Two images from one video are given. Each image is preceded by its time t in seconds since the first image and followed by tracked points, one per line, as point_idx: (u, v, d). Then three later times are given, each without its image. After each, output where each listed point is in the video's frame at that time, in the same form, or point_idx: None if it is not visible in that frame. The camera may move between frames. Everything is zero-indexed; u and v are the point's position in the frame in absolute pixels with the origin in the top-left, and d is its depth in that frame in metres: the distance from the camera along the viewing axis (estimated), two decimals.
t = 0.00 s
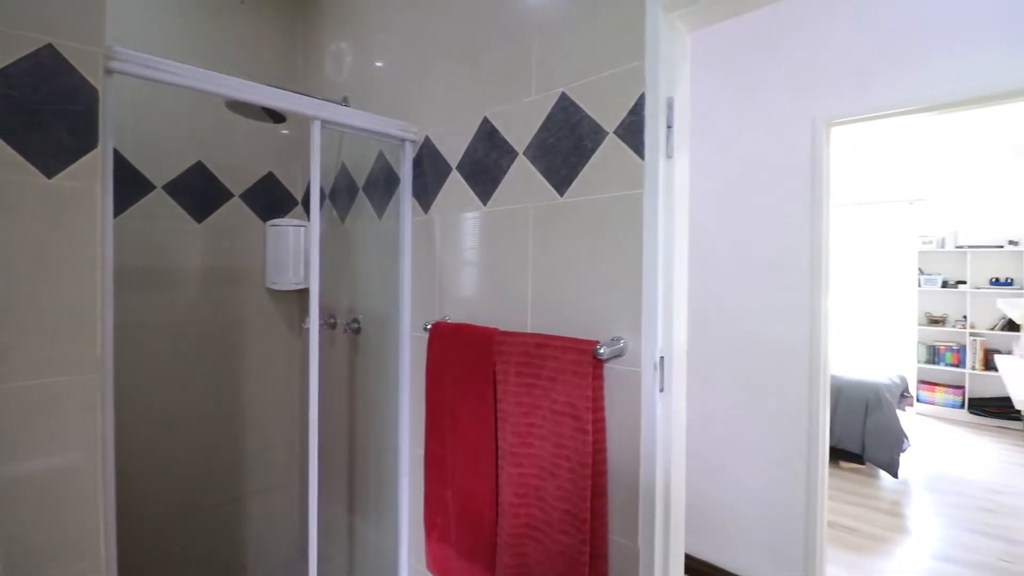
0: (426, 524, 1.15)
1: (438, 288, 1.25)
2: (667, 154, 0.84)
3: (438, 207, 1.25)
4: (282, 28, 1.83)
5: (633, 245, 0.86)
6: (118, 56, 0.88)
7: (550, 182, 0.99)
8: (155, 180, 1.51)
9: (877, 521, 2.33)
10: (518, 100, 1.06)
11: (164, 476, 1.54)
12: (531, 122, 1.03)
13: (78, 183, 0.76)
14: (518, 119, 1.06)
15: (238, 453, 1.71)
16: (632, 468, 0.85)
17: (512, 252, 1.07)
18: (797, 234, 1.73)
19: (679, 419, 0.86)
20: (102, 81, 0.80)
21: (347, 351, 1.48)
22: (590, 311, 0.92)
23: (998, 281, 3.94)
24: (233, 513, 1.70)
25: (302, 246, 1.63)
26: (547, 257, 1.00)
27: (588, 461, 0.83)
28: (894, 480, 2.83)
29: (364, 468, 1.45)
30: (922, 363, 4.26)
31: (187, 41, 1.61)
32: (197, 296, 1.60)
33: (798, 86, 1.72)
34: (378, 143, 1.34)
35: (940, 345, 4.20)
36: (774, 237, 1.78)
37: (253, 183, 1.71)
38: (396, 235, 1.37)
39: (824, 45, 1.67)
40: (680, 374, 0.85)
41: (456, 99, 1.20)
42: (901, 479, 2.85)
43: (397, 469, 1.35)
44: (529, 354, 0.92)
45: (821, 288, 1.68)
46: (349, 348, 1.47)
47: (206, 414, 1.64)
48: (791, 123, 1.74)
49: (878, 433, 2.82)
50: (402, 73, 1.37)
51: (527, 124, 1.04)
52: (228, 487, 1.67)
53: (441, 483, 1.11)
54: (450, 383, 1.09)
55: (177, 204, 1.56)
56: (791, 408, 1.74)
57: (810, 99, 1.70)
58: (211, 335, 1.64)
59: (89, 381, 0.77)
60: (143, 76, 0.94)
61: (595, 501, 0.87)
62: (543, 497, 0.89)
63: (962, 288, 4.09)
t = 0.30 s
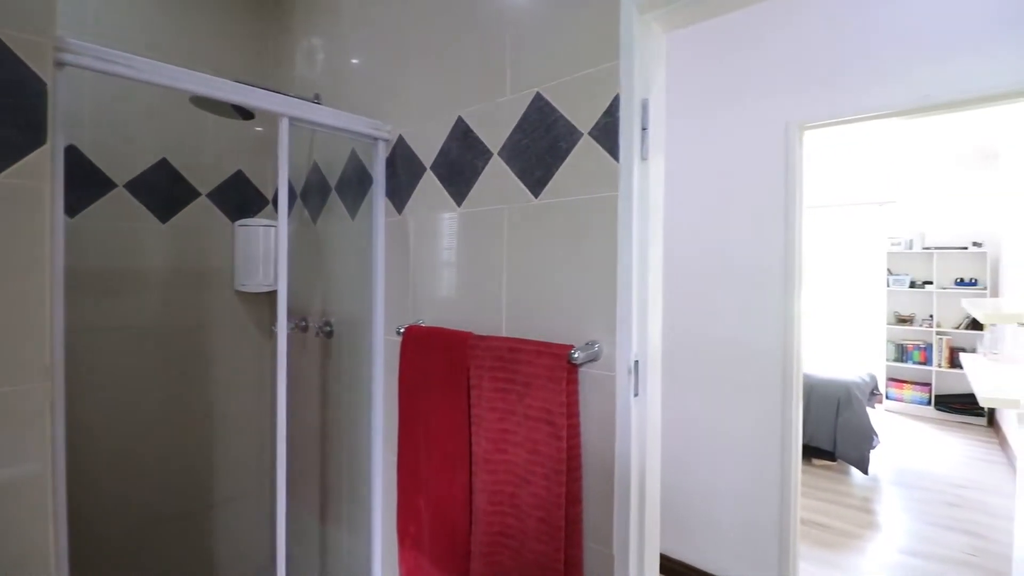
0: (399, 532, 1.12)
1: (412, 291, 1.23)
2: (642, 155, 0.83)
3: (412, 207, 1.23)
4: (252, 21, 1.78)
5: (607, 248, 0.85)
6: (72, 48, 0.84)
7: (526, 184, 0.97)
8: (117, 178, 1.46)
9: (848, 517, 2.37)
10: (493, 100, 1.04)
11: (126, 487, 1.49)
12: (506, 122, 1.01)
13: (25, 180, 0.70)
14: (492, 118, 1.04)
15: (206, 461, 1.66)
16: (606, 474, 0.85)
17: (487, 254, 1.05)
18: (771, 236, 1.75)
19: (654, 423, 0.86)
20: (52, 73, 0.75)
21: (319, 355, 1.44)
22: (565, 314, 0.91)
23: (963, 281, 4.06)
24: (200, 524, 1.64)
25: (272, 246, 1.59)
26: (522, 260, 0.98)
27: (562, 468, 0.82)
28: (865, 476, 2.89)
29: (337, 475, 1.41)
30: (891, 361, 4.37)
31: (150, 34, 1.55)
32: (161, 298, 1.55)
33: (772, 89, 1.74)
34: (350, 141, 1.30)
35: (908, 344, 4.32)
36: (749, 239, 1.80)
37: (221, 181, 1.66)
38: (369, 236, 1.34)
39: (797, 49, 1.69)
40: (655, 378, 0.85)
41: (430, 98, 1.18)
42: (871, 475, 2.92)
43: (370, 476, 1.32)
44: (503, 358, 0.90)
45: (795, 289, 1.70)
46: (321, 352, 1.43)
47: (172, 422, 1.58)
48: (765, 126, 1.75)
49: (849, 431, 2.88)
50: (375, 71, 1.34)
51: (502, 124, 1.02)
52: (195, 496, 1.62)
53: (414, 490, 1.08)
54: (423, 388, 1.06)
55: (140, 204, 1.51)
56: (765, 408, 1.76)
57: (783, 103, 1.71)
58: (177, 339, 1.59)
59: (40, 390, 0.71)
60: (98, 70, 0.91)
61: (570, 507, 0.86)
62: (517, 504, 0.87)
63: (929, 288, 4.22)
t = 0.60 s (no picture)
0: (370, 544, 1.09)
1: (383, 294, 1.19)
2: (616, 158, 0.81)
3: (383, 208, 1.19)
4: (218, 14, 1.71)
5: (580, 251, 0.83)
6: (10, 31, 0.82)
7: (498, 185, 0.95)
8: (70, 175, 1.39)
9: (819, 514, 2.42)
10: (464, 98, 1.01)
11: (79, 500, 1.42)
12: (478, 122, 0.98)
13: None
14: (464, 118, 1.01)
15: (168, 470, 1.59)
16: (580, 484, 0.83)
17: (459, 257, 1.03)
18: (745, 238, 1.76)
19: (628, 429, 0.84)
20: None
21: (287, 360, 1.40)
22: (538, 319, 0.89)
23: (927, 282, 4.19)
24: (161, 537, 1.57)
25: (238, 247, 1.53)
26: (495, 264, 0.96)
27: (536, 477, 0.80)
28: (834, 473, 2.95)
29: (307, 483, 1.37)
30: (859, 359, 4.48)
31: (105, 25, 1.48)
32: (118, 302, 1.48)
33: (746, 92, 1.75)
34: (319, 139, 1.27)
35: (875, 342, 4.45)
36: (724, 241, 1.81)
37: (184, 180, 1.59)
38: (339, 237, 1.30)
39: (769, 52, 1.70)
40: (629, 384, 0.83)
41: (402, 95, 1.15)
42: (841, 472, 2.98)
43: (340, 486, 1.28)
44: (476, 364, 0.88)
45: (767, 290, 1.71)
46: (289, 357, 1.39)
47: (131, 431, 1.52)
48: (738, 129, 1.77)
49: (819, 429, 2.94)
50: (344, 67, 1.30)
51: (475, 123, 0.99)
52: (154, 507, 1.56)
53: (385, 501, 1.05)
54: (393, 395, 1.03)
55: (95, 202, 1.43)
56: (739, 409, 1.77)
57: (757, 106, 1.73)
58: (136, 344, 1.52)
59: None
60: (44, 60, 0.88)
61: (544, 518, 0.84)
62: (490, 515, 0.85)
63: (895, 288, 4.34)
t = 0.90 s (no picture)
0: (338, 556, 1.04)
1: (353, 296, 1.15)
2: (592, 156, 0.79)
3: (353, 206, 1.15)
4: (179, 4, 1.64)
5: (556, 252, 0.81)
6: None
7: (472, 183, 0.92)
8: (16, 170, 1.30)
9: (791, 510, 2.46)
10: (437, 94, 0.98)
11: (26, 516, 1.33)
12: (451, 118, 0.95)
13: None
14: (437, 114, 0.98)
15: (126, 480, 1.51)
16: (556, 491, 0.81)
17: (432, 257, 0.99)
18: (719, 239, 1.77)
19: (604, 434, 0.83)
20: None
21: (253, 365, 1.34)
22: (513, 323, 0.86)
23: (892, 282, 4.32)
24: (117, 553, 1.49)
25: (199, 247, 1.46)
26: (469, 264, 0.93)
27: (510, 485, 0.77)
28: (805, 469, 3.01)
29: (273, 492, 1.32)
30: (828, 357, 4.60)
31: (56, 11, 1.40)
32: (71, 305, 1.39)
33: (720, 93, 1.76)
34: (285, 134, 1.21)
35: (843, 340, 4.58)
36: (699, 241, 1.81)
37: (142, 176, 1.52)
38: (307, 237, 1.24)
39: (743, 55, 1.71)
40: (605, 388, 0.82)
41: (372, 90, 1.11)
42: (811, 468, 3.04)
43: (308, 496, 1.23)
44: (448, 369, 0.85)
45: (741, 291, 1.72)
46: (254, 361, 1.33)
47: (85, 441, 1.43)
48: (712, 130, 1.78)
49: (791, 426, 2.99)
50: (312, 60, 1.25)
51: (448, 119, 0.96)
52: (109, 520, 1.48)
53: (354, 512, 1.01)
54: (363, 400, 0.99)
55: (45, 199, 1.35)
56: (714, 408, 1.78)
57: (731, 107, 1.74)
58: (90, 349, 1.44)
59: None
60: None
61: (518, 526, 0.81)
62: (463, 524, 0.82)
63: (862, 288, 4.46)
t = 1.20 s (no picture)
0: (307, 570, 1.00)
1: (323, 298, 1.11)
2: (569, 156, 0.78)
3: (322, 205, 1.11)
4: None
5: (532, 254, 0.79)
6: None
7: (446, 182, 0.89)
8: None
9: (765, 507, 2.50)
10: (409, 90, 0.95)
11: None
12: (425, 115, 0.93)
13: None
14: (409, 111, 0.95)
15: (81, 493, 1.43)
16: (532, 499, 0.79)
17: (404, 259, 0.96)
18: (695, 240, 1.78)
19: (581, 440, 0.81)
20: None
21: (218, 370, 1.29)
22: (489, 327, 0.84)
23: (860, 282, 4.44)
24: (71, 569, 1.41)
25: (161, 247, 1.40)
26: (442, 266, 0.90)
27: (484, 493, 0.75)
28: (777, 466, 3.06)
29: (240, 503, 1.27)
30: (798, 356, 4.70)
31: None
32: (21, 308, 1.32)
33: (696, 95, 1.76)
34: (251, 130, 1.16)
35: (812, 340, 4.64)
36: (675, 242, 1.82)
37: (99, 172, 1.45)
38: (274, 236, 1.20)
39: (718, 57, 1.73)
40: (582, 393, 0.80)
41: (342, 86, 1.07)
42: (784, 465, 3.10)
43: (275, 506, 1.18)
44: (421, 374, 0.82)
45: (717, 291, 1.73)
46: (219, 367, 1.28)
47: (36, 453, 1.35)
48: (688, 132, 1.78)
49: (764, 424, 3.04)
50: (280, 54, 1.21)
51: (421, 117, 0.93)
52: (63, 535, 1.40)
53: (323, 523, 0.97)
54: (332, 407, 0.96)
55: None
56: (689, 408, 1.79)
57: (707, 110, 1.75)
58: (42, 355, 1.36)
59: None
60: None
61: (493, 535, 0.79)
62: (436, 535, 0.80)
63: (830, 288, 4.56)
